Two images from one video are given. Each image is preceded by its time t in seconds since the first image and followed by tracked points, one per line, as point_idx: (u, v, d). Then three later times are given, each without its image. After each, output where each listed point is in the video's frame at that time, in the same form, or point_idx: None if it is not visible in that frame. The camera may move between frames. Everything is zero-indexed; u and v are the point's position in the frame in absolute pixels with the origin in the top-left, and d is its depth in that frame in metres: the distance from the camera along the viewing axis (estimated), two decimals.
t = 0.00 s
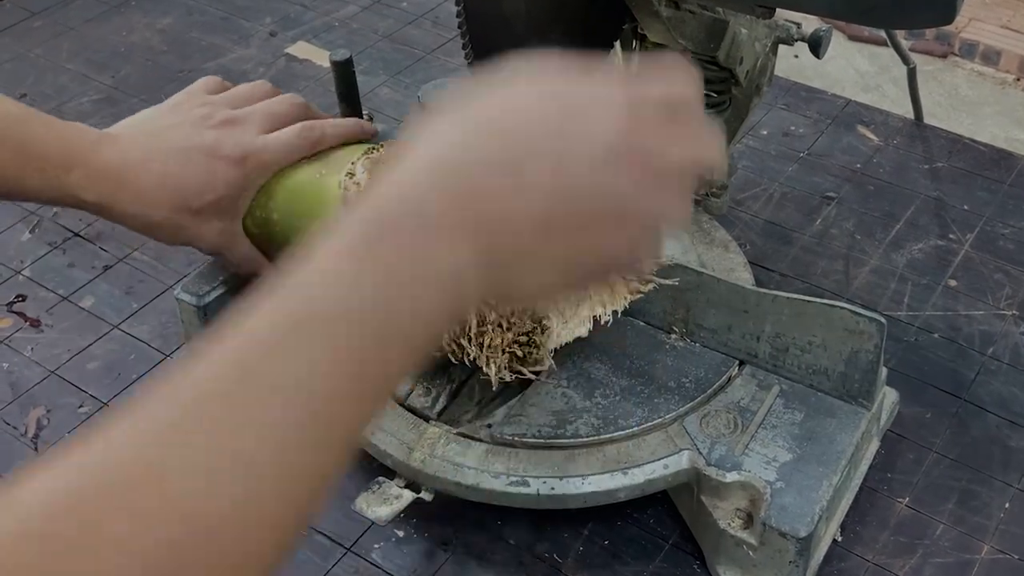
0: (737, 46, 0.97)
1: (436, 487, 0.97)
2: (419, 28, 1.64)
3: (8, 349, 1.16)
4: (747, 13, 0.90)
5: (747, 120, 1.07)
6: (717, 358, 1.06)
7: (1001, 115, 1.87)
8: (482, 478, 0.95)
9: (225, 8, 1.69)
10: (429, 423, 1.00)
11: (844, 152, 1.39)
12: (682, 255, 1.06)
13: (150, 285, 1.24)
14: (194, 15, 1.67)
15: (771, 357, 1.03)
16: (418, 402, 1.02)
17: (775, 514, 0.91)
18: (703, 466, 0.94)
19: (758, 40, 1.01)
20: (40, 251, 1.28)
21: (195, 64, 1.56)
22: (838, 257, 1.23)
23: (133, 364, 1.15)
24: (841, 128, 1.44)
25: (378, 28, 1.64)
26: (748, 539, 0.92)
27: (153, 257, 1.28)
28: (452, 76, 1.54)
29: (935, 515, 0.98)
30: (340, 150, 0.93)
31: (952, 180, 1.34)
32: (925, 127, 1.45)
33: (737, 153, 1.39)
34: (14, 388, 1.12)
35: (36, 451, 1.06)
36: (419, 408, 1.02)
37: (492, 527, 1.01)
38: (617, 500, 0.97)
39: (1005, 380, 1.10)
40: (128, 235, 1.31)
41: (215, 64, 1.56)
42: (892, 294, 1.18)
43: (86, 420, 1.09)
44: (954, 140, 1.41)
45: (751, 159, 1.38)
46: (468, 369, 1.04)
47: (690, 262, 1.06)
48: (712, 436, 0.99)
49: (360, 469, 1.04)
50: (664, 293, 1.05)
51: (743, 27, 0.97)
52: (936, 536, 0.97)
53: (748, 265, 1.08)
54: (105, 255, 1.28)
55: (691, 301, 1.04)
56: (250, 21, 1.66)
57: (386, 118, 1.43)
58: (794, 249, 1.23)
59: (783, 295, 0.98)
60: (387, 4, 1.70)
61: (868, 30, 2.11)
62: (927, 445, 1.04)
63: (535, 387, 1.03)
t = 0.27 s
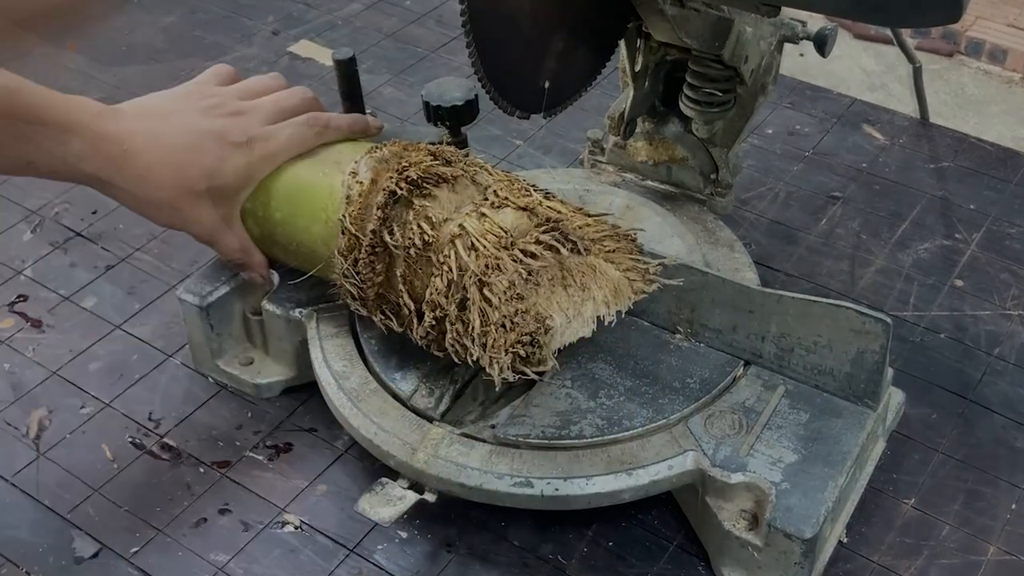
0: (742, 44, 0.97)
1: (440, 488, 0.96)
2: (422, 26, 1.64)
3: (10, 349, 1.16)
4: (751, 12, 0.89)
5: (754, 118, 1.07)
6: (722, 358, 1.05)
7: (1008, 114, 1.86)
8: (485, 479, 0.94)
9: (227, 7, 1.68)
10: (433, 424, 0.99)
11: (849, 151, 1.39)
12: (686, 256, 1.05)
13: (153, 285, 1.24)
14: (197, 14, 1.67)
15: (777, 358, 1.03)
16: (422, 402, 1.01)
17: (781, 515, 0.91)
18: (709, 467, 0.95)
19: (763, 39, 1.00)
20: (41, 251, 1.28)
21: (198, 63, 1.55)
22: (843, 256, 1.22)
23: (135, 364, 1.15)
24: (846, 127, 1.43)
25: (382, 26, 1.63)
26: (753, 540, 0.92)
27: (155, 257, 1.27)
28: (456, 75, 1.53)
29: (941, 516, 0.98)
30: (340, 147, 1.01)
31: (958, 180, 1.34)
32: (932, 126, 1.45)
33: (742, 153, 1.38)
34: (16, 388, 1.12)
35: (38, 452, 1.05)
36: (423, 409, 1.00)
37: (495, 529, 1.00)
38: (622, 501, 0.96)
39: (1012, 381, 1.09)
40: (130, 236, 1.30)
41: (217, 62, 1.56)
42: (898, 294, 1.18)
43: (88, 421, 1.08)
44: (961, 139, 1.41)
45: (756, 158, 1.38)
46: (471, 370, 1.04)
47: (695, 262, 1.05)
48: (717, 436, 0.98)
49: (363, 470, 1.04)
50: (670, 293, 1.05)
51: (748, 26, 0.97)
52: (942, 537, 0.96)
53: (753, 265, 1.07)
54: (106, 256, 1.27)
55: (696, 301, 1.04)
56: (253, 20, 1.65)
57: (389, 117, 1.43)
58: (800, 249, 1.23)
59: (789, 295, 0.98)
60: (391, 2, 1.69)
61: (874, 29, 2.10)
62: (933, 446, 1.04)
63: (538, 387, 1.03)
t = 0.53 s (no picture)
0: (742, 47, 0.97)
1: (441, 489, 0.96)
2: (422, 26, 1.63)
3: (9, 350, 1.15)
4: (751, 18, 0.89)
5: (754, 118, 1.06)
6: (724, 358, 1.05)
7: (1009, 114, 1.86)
8: (486, 479, 0.94)
9: (227, 7, 1.68)
10: (434, 424, 0.99)
11: (851, 151, 1.39)
12: (687, 256, 1.05)
13: (152, 285, 1.24)
14: (196, 14, 1.66)
15: (778, 358, 1.02)
16: (423, 403, 1.00)
17: (783, 515, 0.90)
18: (710, 468, 0.95)
19: (763, 40, 1.00)
20: (40, 252, 1.27)
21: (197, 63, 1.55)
22: (845, 256, 1.22)
23: (135, 365, 1.14)
24: (848, 127, 1.43)
25: (382, 26, 1.63)
26: (755, 540, 0.92)
27: (155, 257, 1.27)
28: (457, 75, 1.53)
29: (943, 517, 0.98)
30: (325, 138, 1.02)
31: (960, 180, 1.33)
32: (933, 126, 1.45)
33: (743, 152, 1.38)
34: (15, 389, 1.11)
35: (37, 453, 1.05)
36: (423, 409, 1.00)
37: (496, 529, 1.00)
38: (623, 501, 0.96)
39: (1014, 381, 1.09)
40: (129, 236, 1.30)
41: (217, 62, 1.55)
42: (900, 294, 1.18)
43: (87, 421, 1.08)
44: (962, 139, 1.40)
45: (757, 158, 1.38)
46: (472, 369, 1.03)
47: (696, 263, 1.05)
48: (719, 437, 0.98)
49: (364, 471, 1.04)
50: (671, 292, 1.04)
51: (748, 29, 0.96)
52: (943, 538, 0.96)
53: (755, 265, 1.07)
54: (106, 256, 1.27)
55: (697, 301, 1.04)
56: (253, 20, 1.65)
57: (390, 117, 1.43)
58: (801, 248, 1.23)
59: (790, 295, 0.98)
60: (391, 2, 1.69)
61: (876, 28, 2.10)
62: (935, 447, 1.04)
63: (539, 388, 1.02)
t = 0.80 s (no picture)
0: (737, 52, 0.97)
1: (436, 489, 0.96)
2: (418, 27, 1.63)
3: (4, 350, 1.15)
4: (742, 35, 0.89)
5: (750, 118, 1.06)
6: (719, 358, 1.05)
7: (1004, 114, 1.86)
8: (481, 479, 0.94)
9: (223, 7, 1.68)
10: (429, 424, 0.99)
11: (846, 151, 1.39)
12: (682, 255, 1.05)
13: (148, 285, 1.24)
14: (192, 14, 1.66)
15: (774, 358, 1.03)
16: (419, 402, 1.00)
17: (779, 514, 0.90)
18: (706, 467, 0.94)
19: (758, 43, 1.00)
20: (36, 252, 1.27)
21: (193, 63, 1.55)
22: (840, 257, 1.22)
23: (131, 365, 1.14)
24: (843, 127, 1.43)
25: (377, 26, 1.63)
26: (750, 540, 0.92)
27: (151, 257, 1.27)
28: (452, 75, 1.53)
29: (938, 516, 0.98)
30: (321, 134, 1.05)
31: (955, 180, 1.33)
32: (928, 126, 1.45)
33: (738, 152, 1.38)
34: (10, 388, 1.11)
35: (33, 453, 1.05)
36: (419, 408, 1.00)
37: (491, 529, 1.00)
38: (619, 501, 0.96)
39: (1009, 381, 1.09)
40: (125, 236, 1.30)
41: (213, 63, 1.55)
42: (895, 294, 1.18)
43: (82, 421, 1.08)
44: (957, 139, 1.41)
45: (752, 158, 1.38)
46: (468, 367, 1.03)
47: (691, 263, 1.05)
48: (714, 436, 0.98)
49: (359, 471, 1.04)
50: (666, 291, 1.04)
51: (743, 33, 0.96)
52: (939, 538, 0.96)
53: (751, 265, 1.07)
54: (101, 256, 1.27)
55: (693, 301, 1.04)
56: (248, 20, 1.65)
57: (385, 117, 1.43)
58: (796, 248, 1.23)
59: (786, 295, 0.98)
60: (386, 3, 1.69)
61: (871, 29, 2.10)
62: (930, 447, 1.04)
63: (536, 388, 1.03)
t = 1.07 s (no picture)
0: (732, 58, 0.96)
1: (432, 489, 0.96)
2: (413, 27, 1.63)
3: None
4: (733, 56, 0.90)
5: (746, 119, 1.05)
6: (715, 358, 1.05)
7: (1000, 113, 1.86)
8: (477, 479, 0.94)
9: (218, 7, 1.68)
10: (425, 424, 0.99)
11: (841, 151, 1.39)
12: (678, 255, 1.05)
13: (143, 285, 1.24)
14: (187, 14, 1.66)
15: (770, 357, 1.03)
16: (414, 402, 1.00)
17: (775, 515, 0.90)
18: (701, 467, 0.94)
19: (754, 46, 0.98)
20: (31, 252, 1.27)
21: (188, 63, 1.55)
22: (836, 257, 1.22)
23: (126, 365, 1.14)
24: (839, 127, 1.43)
25: (373, 26, 1.63)
26: (746, 540, 0.92)
27: (146, 257, 1.27)
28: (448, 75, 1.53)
29: (934, 516, 0.98)
30: (316, 135, 1.05)
31: (951, 180, 1.33)
32: (924, 126, 1.45)
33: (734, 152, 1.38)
34: (6, 389, 1.11)
35: (28, 453, 1.05)
36: (414, 409, 1.00)
37: (486, 529, 1.00)
38: (615, 502, 0.95)
39: (1004, 382, 1.09)
40: (120, 236, 1.30)
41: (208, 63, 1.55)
42: (890, 294, 1.18)
43: (78, 421, 1.08)
44: (954, 139, 1.41)
45: (748, 158, 1.38)
46: (463, 368, 1.04)
47: (687, 263, 1.05)
48: (710, 436, 0.98)
49: (355, 471, 1.04)
50: (661, 291, 1.04)
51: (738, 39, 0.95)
52: (934, 538, 0.96)
53: (747, 265, 1.07)
54: (97, 256, 1.27)
55: (688, 301, 1.04)
56: (244, 20, 1.65)
57: (380, 117, 1.43)
58: (792, 248, 1.23)
59: (782, 294, 0.98)
60: (382, 3, 1.69)
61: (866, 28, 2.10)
62: (926, 447, 1.04)
63: (531, 388, 1.02)
